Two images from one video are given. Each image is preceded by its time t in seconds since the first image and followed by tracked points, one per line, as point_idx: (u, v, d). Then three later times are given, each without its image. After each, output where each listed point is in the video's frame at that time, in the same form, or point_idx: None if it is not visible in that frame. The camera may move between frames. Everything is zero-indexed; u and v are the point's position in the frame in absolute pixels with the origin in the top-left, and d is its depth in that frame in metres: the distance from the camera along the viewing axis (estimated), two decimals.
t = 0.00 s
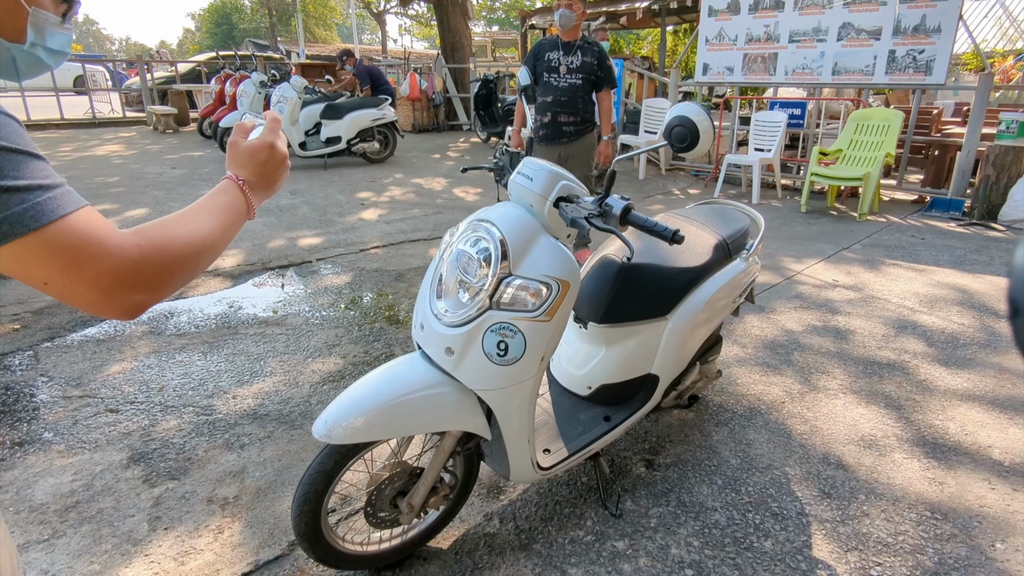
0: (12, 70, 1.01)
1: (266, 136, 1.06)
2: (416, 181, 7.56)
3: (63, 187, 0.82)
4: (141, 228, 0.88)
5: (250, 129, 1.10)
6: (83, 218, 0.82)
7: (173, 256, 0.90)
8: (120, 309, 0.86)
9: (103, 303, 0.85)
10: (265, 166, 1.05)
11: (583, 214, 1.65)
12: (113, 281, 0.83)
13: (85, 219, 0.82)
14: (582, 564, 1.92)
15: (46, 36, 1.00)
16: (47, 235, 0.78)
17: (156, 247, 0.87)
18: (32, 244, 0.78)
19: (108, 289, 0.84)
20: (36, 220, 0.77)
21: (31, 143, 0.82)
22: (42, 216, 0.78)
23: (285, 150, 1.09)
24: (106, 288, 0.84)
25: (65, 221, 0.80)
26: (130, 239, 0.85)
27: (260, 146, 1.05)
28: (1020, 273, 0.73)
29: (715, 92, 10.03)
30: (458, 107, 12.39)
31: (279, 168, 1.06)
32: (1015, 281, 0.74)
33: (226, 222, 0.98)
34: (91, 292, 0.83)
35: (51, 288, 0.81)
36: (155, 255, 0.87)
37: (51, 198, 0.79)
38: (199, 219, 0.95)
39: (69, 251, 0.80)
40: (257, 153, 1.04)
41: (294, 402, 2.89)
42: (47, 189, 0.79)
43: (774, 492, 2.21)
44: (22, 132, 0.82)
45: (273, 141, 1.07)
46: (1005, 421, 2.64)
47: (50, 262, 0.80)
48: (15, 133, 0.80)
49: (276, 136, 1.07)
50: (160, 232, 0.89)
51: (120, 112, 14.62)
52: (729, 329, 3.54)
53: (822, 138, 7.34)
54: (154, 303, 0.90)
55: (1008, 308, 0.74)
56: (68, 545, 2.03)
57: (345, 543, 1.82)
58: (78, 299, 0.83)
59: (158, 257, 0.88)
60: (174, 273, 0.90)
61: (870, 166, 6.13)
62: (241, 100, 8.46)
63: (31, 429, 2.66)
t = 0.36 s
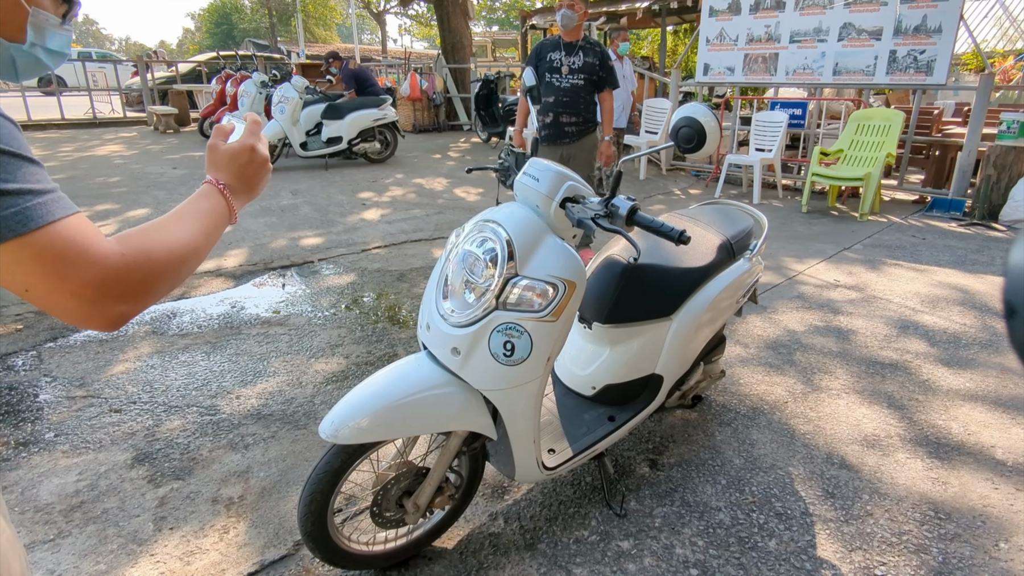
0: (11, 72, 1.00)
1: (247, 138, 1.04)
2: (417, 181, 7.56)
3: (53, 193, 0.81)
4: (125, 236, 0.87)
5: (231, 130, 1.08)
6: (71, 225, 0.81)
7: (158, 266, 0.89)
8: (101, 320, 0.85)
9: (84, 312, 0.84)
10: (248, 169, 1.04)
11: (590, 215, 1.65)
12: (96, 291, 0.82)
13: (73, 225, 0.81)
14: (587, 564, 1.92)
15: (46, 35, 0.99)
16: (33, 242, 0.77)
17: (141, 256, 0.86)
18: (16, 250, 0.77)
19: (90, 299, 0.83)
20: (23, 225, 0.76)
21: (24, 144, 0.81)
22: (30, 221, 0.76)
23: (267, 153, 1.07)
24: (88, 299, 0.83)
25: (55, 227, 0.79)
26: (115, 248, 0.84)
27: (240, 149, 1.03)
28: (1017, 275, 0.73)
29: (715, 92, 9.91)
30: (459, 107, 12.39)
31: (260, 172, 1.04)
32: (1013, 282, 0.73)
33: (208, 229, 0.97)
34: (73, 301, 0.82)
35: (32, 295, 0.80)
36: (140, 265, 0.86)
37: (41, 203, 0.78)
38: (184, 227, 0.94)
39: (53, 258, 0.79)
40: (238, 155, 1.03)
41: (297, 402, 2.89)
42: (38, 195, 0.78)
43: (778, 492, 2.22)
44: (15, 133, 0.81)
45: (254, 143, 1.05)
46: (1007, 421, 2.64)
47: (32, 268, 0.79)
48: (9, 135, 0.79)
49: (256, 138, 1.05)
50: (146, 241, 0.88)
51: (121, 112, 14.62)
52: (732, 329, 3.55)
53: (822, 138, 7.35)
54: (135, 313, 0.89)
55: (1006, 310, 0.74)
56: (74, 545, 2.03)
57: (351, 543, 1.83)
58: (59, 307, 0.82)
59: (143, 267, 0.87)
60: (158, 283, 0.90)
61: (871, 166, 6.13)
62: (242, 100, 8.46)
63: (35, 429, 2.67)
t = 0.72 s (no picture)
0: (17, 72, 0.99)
1: (241, 147, 1.03)
2: (419, 182, 7.57)
3: (57, 198, 0.82)
4: (123, 242, 0.87)
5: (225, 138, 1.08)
6: (72, 231, 0.82)
7: (154, 273, 0.89)
8: (96, 327, 0.86)
9: (80, 319, 0.84)
10: (242, 177, 1.04)
11: (598, 216, 1.66)
12: (92, 298, 0.83)
13: (74, 232, 0.82)
14: (594, 563, 1.93)
15: (53, 36, 0.98)
16: (33, 247, 0.78)
17: (138, 264, 0.87)
18: (17, 254, 0.78)
19: (87, 305, 0.83)
20: (25, 230, 0.77)
21: (31, 149, 0.82)
22: (31, 226, 0.77)
23: (260, 162, 1.07)
24: (84, 305, 0.83)
25: (56, 233, 0.80)
26: (113, 256, 0.85)
27: (233, 158, 1.02)
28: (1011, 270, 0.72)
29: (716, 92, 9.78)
30: (460, 108, 12.41)
31: (254, 181, 1.04)
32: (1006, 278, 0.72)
33: (202, 238, 0.97)
34: (69, 307, 0.82)
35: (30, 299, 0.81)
36: (136, 273, 0.87)
37: (44, 209, 0.79)
38: (180, 236, 0.94)
39: (52, 264, 0.79)
40: (230, 164, 1.02)
41: (303, 402, 2.90)
42: (40, 200, 0.79)
43: (783, 491, 2.23)
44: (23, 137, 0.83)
45: (247, 151, 1.04)
46: (1010, 421, 2.65)
47: (30, 273, 0.79)
48: (16, 139, 0.80)
49: (251, 146, 1.05)
50: (143, 249, 0.88)
51: (121, 112, 14.63)
52: (735, 329, 3.56)
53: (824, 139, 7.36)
54: (130, 319, 0.89)
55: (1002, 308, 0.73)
56: (83, 544, 2.04)
57: (359, 541, 1.84)
58: (56, 314, 0.83)
59: (140, 275, 0.87)
60: (154, 291, 0.90)
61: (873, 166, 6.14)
62: (244, 100, 8.45)
63: (42, 430, 2.67)
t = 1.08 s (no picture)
0: (41, 77, 1.00)
1: (246, 156, 1.04)
2: (421, 182, 7.58)
3: (77, 200, 0.82)
4: (136, 246, 0.88)
5: (231, 146, 1.08)
6: (90, 232, 0.82)
7: (165, 277, 0.89)
8: (107, 329, 0.86)
9: (92, 320, 0.84)
10: (249, 184, 1.04)
11: (607, 216, 1.68)
12: (105, 298, 0.83)
13: (92, 233, 0.82)
14: (602, 562, 1.94)
15: (75, 41, 0.99)
16: (51, 246, 0.78)
17: (151, 267, 0.87)
18: (35, 253, 0.78)
19: (99, 306, 0.84)
20: (45, 229, 0.77)
21: (55, 150, 0.83)
22: (52, 226, 0.78)
23: (266, 170, 1.08)
24: (97, 306, 0.83)
25: (75, 233, 0.80)
26: (128, 259, 0.85)
27: (240, 166, 1.03)
28: (1009, 278, 0.72)
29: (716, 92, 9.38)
30: (461, 108, 12.41)
31: (259, 188, 1.05)
32: (1005, 285, 0.72)
33: (211, 243, 0.98)
34: (82, 308, 0.83)
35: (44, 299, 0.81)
36: (149, 276, 0.87)
37: (65, 209, 0.79)
38: (191, 239, 0.95)
39: (69, 264, 0.80)
40: (237, 172, 1.03)
41: (308, 402, 2.91)
42: (61, 200, 0.80)
43: (788, 490, 2.24)
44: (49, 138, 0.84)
45: (251, 160, 1.06)
46: (1014, 420, 2.66)
47: (45, 272, 0.79)
48: (42, 141, 0.81)
49: (255, 155, 1.06)
50: (156, 252, 0.89)
51: (122, 112, 14.63)
52: (738, 329, 3.57)
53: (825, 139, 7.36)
54: (140, 322, 0.89)
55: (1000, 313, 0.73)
56: (93, 543, 2.05)
57: (369, 540, 1.85)
58: (68, 314, 0.83)
59: (152, 278, 0.88)
60: (164, 295, 0.90)
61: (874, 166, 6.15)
62: (246, 100, 8.44)
63: (48, 429, 2.68)
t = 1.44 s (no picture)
0: (52, 91, 0.99)
1: (247, 177, 1.05)
2: (421, 182, 7.59)
3: (83, 215, 0.82)
4: (139, 261, 0.87)
5: (230, 166, 1.09)
6: (97, 248, 0.82)
7: (165, 294, 0.89)
8: (103, 344, 0.85)
9: (88, 335, 0.83)
10: (249, 203, 1.05)
11: (610, 217, 1.68)
12: (105, 315, 0.82)
13: (99, 249, 0.82)
14: (604, 561, 1.94)
15: (89, 59, 0.99)
16: (56, 261, 0.78)
17: (153, 284, 0.87)
18: (39, 266, 0.77)
19: (98, 322, 0.83)
20: (51, 243, 0.77)
21: (65, 164, 0.83)
22: (60, 240, 0.77)
23: (265, 191, 1.08)
24: (96, 321, 0.82)
25: (81, 249, 0.80)
26: (131, 275, 0.85)
27: (240, 187, 1.03)
28: (1007, 274, 0.72)
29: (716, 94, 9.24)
30: (461, 108, 12.42)
31: (258, 209, 1.05)
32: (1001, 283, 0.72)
33: (209, 261, 0.97)
34: (81, 323, 0.82)
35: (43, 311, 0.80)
36: (151, 292, 0.87)
37: (73, 223, 0.79)
38: (191, 258, 0.94)
39: (72, 278, 0.79)
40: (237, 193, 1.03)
41: (310, 402, 2.91)
42: (70, 215, 0.79)
43: (789, 490, 2.24)
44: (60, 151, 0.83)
45: (252, 181, 1.06)
46: (1014, 420, 2.66)
47: (47, 286, 0.79)
48: (54, 156, 0.81)
49: (255, 177, 1.06)
50: (158, 269, 0.89)
51: (122, 112, 14.65)
52: (739, 329, 3.58)
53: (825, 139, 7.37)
54: (137, 338, 0.88)
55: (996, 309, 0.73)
56: (96, 542, 2.05)
57: (372, 540, 1.85)
58: (66, 328, 0.82)
59: (153, 295, 0.87)
60: (162, 312, 0.89)
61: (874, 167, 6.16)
62: (246, 100, 8.44)
63: (51, 429, 2.69)
